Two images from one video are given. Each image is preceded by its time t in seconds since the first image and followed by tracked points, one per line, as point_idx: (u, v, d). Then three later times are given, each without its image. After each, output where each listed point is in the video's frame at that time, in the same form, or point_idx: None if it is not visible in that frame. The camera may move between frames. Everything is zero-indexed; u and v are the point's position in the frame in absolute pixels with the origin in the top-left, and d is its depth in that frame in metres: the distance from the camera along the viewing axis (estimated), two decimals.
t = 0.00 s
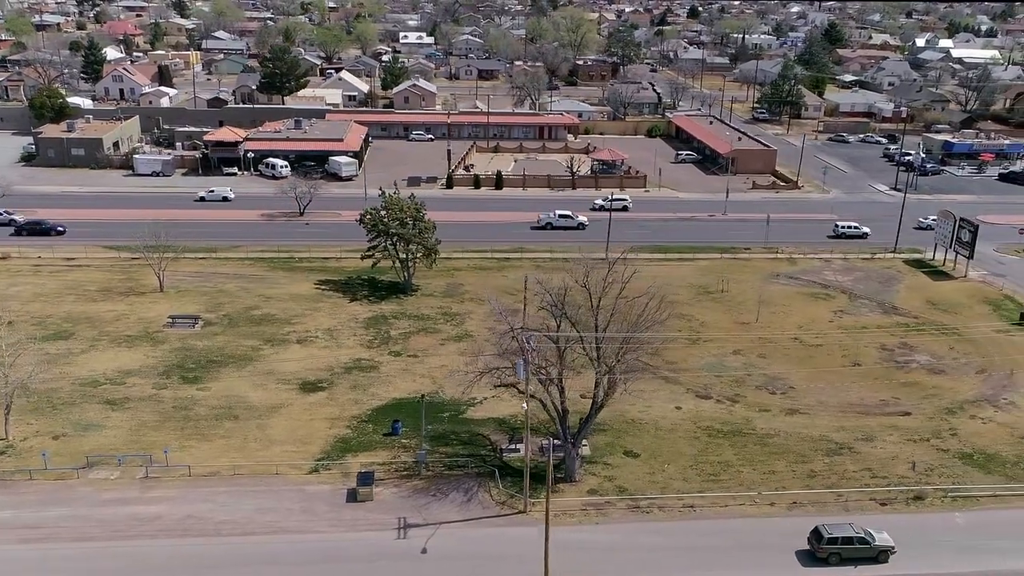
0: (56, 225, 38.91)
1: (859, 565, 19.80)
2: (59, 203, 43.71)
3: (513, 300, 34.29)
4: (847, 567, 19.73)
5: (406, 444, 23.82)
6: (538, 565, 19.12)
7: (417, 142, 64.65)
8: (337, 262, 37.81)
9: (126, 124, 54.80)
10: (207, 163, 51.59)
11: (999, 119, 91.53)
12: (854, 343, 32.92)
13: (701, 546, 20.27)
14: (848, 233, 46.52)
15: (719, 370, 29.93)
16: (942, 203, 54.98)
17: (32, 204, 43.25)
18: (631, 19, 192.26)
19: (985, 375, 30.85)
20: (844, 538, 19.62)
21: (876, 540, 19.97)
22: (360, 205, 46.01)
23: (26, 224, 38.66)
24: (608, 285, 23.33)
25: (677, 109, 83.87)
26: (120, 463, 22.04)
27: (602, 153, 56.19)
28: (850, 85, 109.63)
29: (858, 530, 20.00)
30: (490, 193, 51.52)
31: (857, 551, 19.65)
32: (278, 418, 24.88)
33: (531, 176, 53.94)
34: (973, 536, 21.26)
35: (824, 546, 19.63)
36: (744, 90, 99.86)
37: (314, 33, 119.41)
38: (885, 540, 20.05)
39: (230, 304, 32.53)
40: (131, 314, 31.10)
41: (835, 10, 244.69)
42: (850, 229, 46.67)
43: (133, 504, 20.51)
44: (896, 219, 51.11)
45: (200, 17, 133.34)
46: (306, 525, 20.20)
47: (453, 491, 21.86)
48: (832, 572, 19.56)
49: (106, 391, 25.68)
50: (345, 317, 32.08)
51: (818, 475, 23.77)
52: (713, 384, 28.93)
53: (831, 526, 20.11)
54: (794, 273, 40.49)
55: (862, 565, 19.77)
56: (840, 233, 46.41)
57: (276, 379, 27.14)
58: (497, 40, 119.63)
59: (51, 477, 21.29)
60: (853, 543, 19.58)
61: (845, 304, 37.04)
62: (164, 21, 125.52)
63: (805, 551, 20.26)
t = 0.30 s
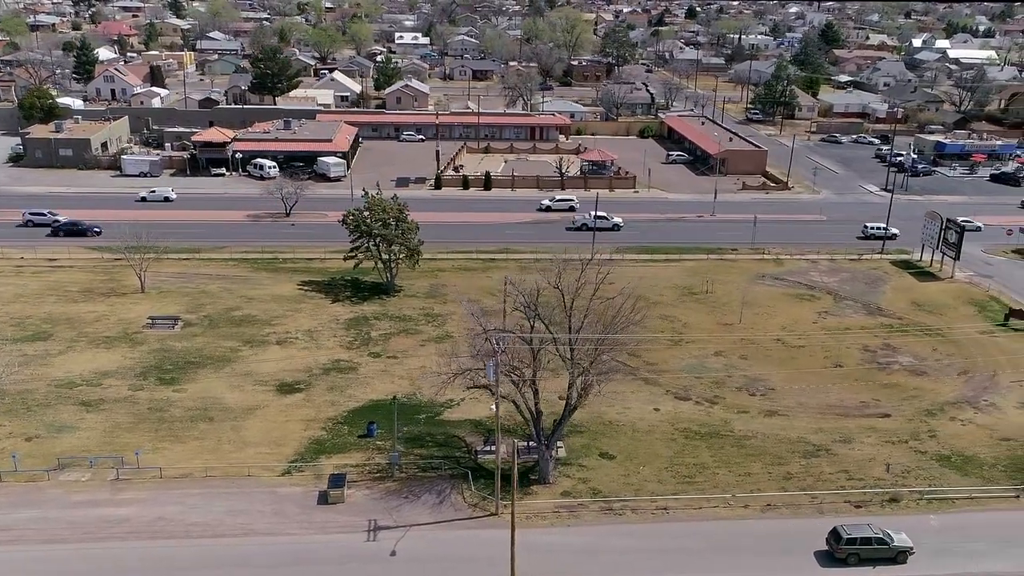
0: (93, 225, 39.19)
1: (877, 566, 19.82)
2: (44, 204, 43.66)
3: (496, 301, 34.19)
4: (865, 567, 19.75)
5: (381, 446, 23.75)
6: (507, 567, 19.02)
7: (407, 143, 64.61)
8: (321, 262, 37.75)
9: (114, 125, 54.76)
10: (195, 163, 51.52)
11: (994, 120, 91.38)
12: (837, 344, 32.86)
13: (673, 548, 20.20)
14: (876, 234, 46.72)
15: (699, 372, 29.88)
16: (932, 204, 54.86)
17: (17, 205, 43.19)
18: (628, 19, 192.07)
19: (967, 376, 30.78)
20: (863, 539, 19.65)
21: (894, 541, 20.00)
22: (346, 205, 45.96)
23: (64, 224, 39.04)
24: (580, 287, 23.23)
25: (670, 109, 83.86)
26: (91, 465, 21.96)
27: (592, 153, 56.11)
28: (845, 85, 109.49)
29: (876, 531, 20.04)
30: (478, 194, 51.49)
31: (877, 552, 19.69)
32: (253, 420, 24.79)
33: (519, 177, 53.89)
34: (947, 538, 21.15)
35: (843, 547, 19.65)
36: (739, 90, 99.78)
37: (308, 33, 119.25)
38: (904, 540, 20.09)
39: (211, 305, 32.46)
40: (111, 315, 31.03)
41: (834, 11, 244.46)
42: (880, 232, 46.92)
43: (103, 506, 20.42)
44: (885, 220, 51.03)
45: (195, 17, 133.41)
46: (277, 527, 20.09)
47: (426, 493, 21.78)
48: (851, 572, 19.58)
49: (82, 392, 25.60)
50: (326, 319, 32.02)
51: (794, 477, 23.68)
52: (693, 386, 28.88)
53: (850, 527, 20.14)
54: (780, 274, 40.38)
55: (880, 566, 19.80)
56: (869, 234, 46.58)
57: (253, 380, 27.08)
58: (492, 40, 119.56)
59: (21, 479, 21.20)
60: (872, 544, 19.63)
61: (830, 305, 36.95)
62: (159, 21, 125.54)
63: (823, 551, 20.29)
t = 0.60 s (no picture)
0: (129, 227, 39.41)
1: (895, 567, 19.79)
2: (30, 205, 43.61)
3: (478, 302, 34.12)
4: (883, 568, 19.71)
5: (355, 449, 23.68)
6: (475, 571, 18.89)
7: (398, 144, 64.61)
8: (305, 264, 37.73)
9: (103, 126, 54.76)
10: (183, 165, 51.57)
11: (988, 121, 91.27)
12: (819, 346, 32.78)
13: (643, 552, 20.11)
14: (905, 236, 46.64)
15: (680, 374, 29.81)
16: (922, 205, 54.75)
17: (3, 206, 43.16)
18: (625, 21, 192.08)
19: (948, 378, 30.66)
20: (881, 539, 19.61)
21: (913, 542, 19.95)
22: (333, 207, 45.94)
23: (101, 224, 39.35)
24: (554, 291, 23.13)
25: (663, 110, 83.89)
26: (62, 467, 21.86)
27: (581, 155, 56.05)
28: (840, 86, 109.37)
29: (894, 532, 20.00)
30: (466, 195, 51.50)
31: (894, 553, 19.66)
32: (229, 423, 24.70)
33: (508, 178, 53.91)
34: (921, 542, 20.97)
35: (861, 548, 19.63)
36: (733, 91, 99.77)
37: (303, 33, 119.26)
38: (922, 542, 20.03)
39: (192, 307, 32.39)
40: (90, 317, 30.95)
41: (832, 11, 244.27)
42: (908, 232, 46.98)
43: (72, 509, 20.30)
44: (873, 220, 50.99)
45: (191, 19, 133.65)
46: (245, 529, 19.95)
47: (398, 495, 21.70)
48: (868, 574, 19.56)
49: (57, 394, 25.50)
50: (306, 321, 31.96)
51: (769, 479, 23.54)
52: (672, 388, 28.81)
53: (868, 528, 20.11)
54: (766, 275, 40.28)
55: (898, 567, 19.76)
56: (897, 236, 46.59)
57: (230, 383, 27.00)
58: (486, 42, 119.59)
59: None
60: (890, 545, 19.60)
61: (814, 306, 36.86)
62: (154, 23, 125.65)
63: (842, 553, 20.29)
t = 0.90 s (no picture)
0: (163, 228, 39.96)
1: (912, 569, 19.76)
2: (16, 206, 43.53)
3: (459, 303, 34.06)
4: (901, 570, 19.70)
5: (329, 451, 23.58)
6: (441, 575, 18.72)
7: (388, 145, 64.62)
8: (288, 265, 37.72)
9: (91, 127, 54.77)
10: (170, 166, 51.60)
11: (982, 121, 91.11)
12: (801, 347, 32.69)
13: (612, 555, 19.93)
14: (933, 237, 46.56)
15: (660, 376, 29.73)
16: (911, 206, 54.64)
17: None
18: (621, 21, 191.96)
19: (929, 381, 30.53)
20: (898, 541, 19.64)
21: (930, 544, 19.96)
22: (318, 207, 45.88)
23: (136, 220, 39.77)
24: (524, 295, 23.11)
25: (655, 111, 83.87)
26: (32, 470, 21.75)
27: (570, 156, 56.00)
28: (834, 87, 109.29)
29: (911, 534, 20.01)
30: (454, 196, 51.49)
31: (912, 554, 19.68)
32: (203, 425, 24.61)
33: (496, 179, 53.91)
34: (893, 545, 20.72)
35: (878, 549, 19.66)
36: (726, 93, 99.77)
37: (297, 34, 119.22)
38: (939, 544, 20.03)
39: (173, 309, 32.32)
40: (69, 319, 30.87)
41: (831, 12, 243.59)
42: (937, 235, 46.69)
43: (40, 512, 20.18)
44: (861, 221, 50.92)
45: (186, 20, 133.75)
46: (212, 532, 19.80)
47: (369, 498, 21.58)
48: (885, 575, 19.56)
49: (31, 396, 25.39)
50: (286, 322, 31.89)
51: (744, 481, 23.28)
52: (651, 390, 28.70)
53: (884, 530, 20.13)
54: (752, 276, 40.19)
55: (915, 568, 19.76)
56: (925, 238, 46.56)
57: (206, 385, 26.91)
58: (481, 42, 119.57)
59: None
60: (907, 546, 19.62)
61: (798, 307, 36.77)
62: (149, 24, 125.75)
63: (859, 553, 20.31)
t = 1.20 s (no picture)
0: (197, 230, 40.53)
1: (929, 571, 19.68)
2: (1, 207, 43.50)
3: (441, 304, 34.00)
4: (918, 572, 19.62)
5: (303, 454, 23.53)
6: None
7: (379, 146, 64.61)
8: (271, 267, 37.70)
9: (79, 128, 54.75)
10: (158, 168, 51.65)
11: (975, 122, 90.98)
12: (782, 349, 32.63)
13: (582, 558, 19.87)
14: (960, 239, 46.95)
15: (639, 378, 29.70)
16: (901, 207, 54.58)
17: None
18: (618, 22, 191.94)
19: (910, 383, 30.46)
20: (915, 543, 19.59)
21: (946, 546, 19.92)
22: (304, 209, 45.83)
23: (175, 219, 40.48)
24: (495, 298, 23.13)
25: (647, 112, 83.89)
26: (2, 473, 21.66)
27: (559, 157, 55.97)
28: (829, 88, 109.27)
29: (928, 535, 19.96)
30: (442, 198, 51.49)
31: (929, 556, 19.61)
32: (177, 427, 24.55)
33: (485, 180, 53.89)
34: (865, 548, 20.66)
35: (895, 550, 19.61)
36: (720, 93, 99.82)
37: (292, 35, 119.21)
38: (955, 546, 19.99)
39: (153, 311, 32.26)
40: (48, 321, 30.82)
41: (829, 13, 243.40)
42: (963, 237, 46.97)
43: (8, 515, 20.10)
44: (849, 222, 50.87)
45: (181, 21, 133.81)
46: (180, 535, 19.74)
47: (341, 501, 21.54)
48: None
49: (6, 399, 25.32)
50: (266, 324, 31.85)
51: (719, 484, 23.23)
52: (630, 392, 28.66)
53: (901, 531, 20.08)
54: (737, 278, 40.15)
55: (933, 571, 19.69)
56: (952, 240, 46.93)
57: (183, 387, 26.85)
58: (476, 43, 119.58)
59: None
60: (924, 548, 19.56)
61: (782, 309, 36.73)
62: (145, 25, 125.89)
63: (876, 556, 20.28)
